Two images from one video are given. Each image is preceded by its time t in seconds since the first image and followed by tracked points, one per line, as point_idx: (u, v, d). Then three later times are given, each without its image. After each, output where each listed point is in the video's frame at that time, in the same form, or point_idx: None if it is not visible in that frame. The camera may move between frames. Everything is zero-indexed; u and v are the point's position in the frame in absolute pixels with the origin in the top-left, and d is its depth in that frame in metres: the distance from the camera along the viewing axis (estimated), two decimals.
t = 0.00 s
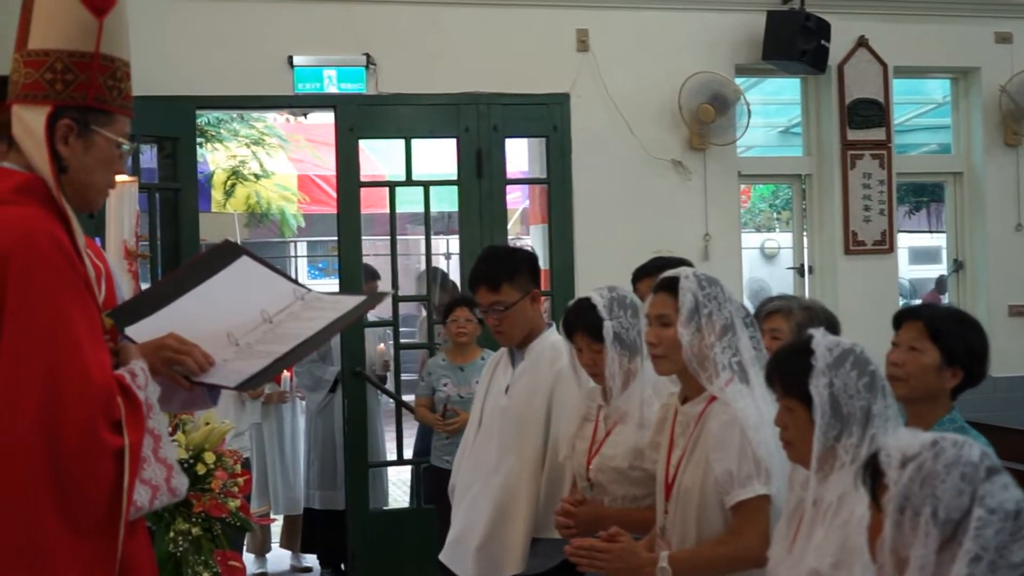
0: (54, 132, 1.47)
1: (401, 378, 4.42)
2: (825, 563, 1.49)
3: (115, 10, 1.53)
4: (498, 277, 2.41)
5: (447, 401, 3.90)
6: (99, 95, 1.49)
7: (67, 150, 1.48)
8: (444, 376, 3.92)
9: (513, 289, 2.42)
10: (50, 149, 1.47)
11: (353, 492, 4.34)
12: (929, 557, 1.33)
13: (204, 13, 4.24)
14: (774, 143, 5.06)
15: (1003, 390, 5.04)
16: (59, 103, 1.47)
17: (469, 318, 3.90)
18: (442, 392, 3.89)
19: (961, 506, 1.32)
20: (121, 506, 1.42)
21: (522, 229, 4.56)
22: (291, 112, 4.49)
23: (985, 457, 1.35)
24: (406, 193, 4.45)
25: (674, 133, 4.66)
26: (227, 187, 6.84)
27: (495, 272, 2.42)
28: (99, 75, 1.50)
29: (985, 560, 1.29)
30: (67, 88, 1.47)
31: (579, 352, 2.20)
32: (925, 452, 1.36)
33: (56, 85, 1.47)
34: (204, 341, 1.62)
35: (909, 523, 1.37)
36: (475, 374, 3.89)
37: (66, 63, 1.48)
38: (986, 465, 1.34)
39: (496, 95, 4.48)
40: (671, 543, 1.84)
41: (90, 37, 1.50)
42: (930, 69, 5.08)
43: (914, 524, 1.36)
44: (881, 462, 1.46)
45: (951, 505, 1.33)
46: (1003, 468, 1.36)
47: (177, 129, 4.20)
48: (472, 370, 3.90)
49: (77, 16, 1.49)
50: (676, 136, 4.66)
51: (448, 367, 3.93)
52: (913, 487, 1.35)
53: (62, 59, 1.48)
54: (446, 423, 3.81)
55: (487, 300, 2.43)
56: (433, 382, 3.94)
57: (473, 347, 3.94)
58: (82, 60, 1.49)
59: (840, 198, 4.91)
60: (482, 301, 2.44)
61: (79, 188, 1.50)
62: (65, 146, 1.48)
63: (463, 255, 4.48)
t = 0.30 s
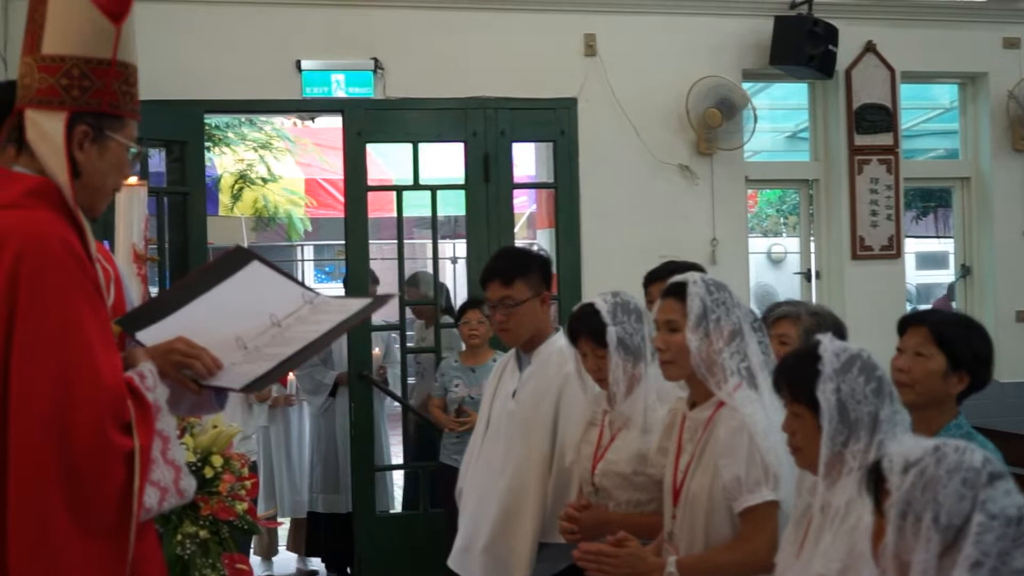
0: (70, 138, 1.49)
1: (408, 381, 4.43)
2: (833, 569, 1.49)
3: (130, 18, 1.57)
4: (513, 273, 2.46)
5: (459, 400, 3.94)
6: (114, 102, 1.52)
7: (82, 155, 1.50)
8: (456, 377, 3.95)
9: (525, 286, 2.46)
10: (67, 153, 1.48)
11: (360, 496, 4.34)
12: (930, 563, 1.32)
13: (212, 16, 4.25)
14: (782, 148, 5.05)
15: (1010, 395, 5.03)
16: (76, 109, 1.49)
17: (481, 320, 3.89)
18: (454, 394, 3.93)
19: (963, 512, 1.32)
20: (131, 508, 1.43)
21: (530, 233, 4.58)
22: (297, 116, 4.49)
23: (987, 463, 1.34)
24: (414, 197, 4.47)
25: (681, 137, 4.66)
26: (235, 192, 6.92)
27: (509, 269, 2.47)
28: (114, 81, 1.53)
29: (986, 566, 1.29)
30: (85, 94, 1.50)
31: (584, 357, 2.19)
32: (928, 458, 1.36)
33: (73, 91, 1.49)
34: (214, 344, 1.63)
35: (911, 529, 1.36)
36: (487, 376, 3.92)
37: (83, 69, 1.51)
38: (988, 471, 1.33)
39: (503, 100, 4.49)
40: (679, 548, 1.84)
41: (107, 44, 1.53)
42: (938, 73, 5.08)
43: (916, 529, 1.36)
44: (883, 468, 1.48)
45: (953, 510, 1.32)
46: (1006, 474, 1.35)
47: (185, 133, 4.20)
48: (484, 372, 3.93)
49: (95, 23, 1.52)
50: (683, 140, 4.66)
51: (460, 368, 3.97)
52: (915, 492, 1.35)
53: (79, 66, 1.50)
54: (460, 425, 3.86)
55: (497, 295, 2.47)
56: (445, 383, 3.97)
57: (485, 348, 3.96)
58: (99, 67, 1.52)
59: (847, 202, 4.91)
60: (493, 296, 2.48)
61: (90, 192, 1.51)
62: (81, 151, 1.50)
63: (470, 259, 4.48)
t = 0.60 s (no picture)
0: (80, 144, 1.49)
1: (411, 385, 4.42)
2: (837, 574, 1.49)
3: (140, 26, 1.58)
4: (529, 268, 2.49)
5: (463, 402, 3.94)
6: (123, 108, 1.54)
7: (90, 161, 1.50)
8: (459, 380, 3.95)
9: (538, 283, 2.49)
10: (77, 160, 1.49)
11: (364, 501, 4.34)
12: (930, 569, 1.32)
13: (217, 21, 4.25)
14: (787, 152, 5.05)
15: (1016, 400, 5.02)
16: (85, 115, 1.49)
17: (484, 323, 3.90)
18: (456, 396, 3.94)
19: (964, 517, 1.31)
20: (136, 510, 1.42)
21: (534, 237, 4.57)
22: (302, 120, 4.50)
23: (988, 468, 1.33)
24: (418, 201, 4.47)
25: (686, 141, 4.65)
26: (239, 195, 6.93)
27: (527, 264, 2.50)
28: (123, 89, 1.55)
29: (986, 572, 1.28)
30: (95, 101, 1.50)
31: (586, 363, 2.17)
32: (928, 463, 1.35)
33: (83, 97, 1.50)
34: (219, 348, 1.63)
35: (912, 533, 1.36)
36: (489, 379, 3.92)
37: (94, 76, 1.51)
38: (988, 476, 1.32)
39: (508, 103, 4.49)
40: (684, 553, 1.83)
41: (119, 51, 1.54)
42: (943, 77, 5.07)
43: (916, 534, 1.35)
44: (884, 473, 1.46)
45: (953, 515, 1.32)
46: (1007, 479, 1.34)
47: (189, 137, 4.21)
48: (487, 375, 3.94)
49: (108, 30, 1.52)
50: (688, 144, 4.65)
51: (463, 370, 3.98)
52: (916, 497, 1.35)
53: (90, 72, 1.51)
54: (460, 425, 3.85)
55: (510, 288, 2.48)
56: (448, 385, 3.98)
57: (489, 351, 3.98)
58: (110, 74, 1.53)
59: (852, 206, 4.90)
60: (506, 289, 2.49)
61: (95, 197, 1.52)
62: (89, 157, 1.50)
63: (474, 262, 4.48)
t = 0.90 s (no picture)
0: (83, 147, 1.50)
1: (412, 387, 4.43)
2: None
3: (144, 31, 1.58)
4: (536, 267, 2.50)
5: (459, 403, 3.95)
6: (127, 113, 1.54)
7: (93, 164, 1.50)
8: (454, 382, 3.96)
9: (544, 283, 2.49)
10: (80, 163, 1.49)
11: (364, 503, 4.34)
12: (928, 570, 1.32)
13: (218, 24, 4.25)
14: (788, 154, 5.05)
15: (1018, 402, 5.00)
16: (88, 119, 1.50)
17: (477, 325, 3.90)
18: (451, 396, 3.95)
19: (961, 519, 1.31)
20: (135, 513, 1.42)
21: (535, 238, 4.57)
22: (303, 123, 4.50)
23: (986, 470, 1.33)
24: (419, 203, 4.47)
25: (687, 143, 4.65)
26: (241, 198, 6.99)
27: (533, 263, 2.51)
28: (127, 93, 1.55)
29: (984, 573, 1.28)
30: (98, 104, 1.51)
31: (586, 366, 2.17)
32: (926, 464, 1.36)
33: (86, 100, 1.50)
34: (220, 351, 1.63)
35: (909, 535, 1.36)
36: (483, 380, 3.92)
37: (98, 80, 1.51)
38: (986, 478, 1.33)
39: (509, 105, 4.49)
40: (686, 554, 1.83)
41: (123, 55, 1.54)
42: (944, 79, 5.07)
43: (914, 536, 1.35)
44: (882, 474, 1.46)
45: (950, 517, 1.32)
46: (1004, 481, 1.34)
47: (190, 139, 4.21)
48: (481, 376, 3.93)
49: (112, 34, 1.53)
50: (689, 146, 4.65)
51: (458, 372, 3.98)
52: (913, 499, 1.35)
53: (94, 76, 1.51)
54: (454, 425, 3.88)
55: (516, 286, 2.48)
56: (444, 387, 3.99)
57: (482, 352, 3.96)
58: (114, 77, 1.53)
59: (853, 207, 4.90)
60: (510, 288, 2.49)
61: (97, 201, 1.52)
62: (92, 161, 1.50)
63: (476, 264, 4.48)
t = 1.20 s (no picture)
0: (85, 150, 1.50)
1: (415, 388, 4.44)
2: None
3: (147, 33, 1.58)
4: (538, 268, 2.50)
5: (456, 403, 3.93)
6: (129, 115, 1.54)
7: (95, 167, 1.51)
8: (450, 383, 3.95)
9: (546, 283, 2.49)
10: (82, 166, 1.49)
11: (366, 504, 4.34)
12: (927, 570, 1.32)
13: (220, 26, 4.26)
14: (790, 154, 5.05)
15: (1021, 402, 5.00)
16: (90, 121, 1.50)
17: (466, 326, 3.91)
18: (448, 397, 3.94)
19: (959, 519, 1.31)
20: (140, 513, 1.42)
21: (538, 239, 4.57)
22: (305, 124, 4.50)
23: (984, 469, 1.33)
24: (421, 205, 4.47)
25: (689, 144, 4.66)
26: (242, 200, 6.84)
27: (535, 264, 2.51)
28: (130, 96, 1.55)
29: (982, 573, 1.28)
30: (100, 107, 1.51)
31: (588, 367, 2.17)
32: (924, 464, 1.36)
33: (88, 103, 1.50)
34: (221, 353, 1.64)
35: (909, 535, 1.36)
36: (479, 380, 3.92)
37: (100, 82, 1.52)
38: (984, 477, 1.32)
39: (511, 107, 4.49)
40: (688, 555, 1.83)
41: (126, 58, 1.54)
42: (946, 79, 5.07)
43: (913, 536, 1.35)
44: (881, 475, 1.46)
45: (948, 517, 1.32)
46: (1002, 479, 1.34)
47: (191, 141, 4.20)
48: (477, 376, 3.92)
49: (115, 36, 1.53)
50: (691, 147, 4.66)
51: (455, 373, 3.97)
52: (912, 498, 1.35)
53: (96, 78, 1.51)
54: (451, 425, 3.89)
55: (518, 288, 2.48)
56: (440, 389, 3.98)
57: (477, 352, 3.95)
58: (117, 80, 1.53)
59: (855, 208, 4.90)
60: (513, 288, 2.49)
61: (99, 204, 1.52)
62: (94, 163, 1.51)
63: (478, 265, 4.47)
